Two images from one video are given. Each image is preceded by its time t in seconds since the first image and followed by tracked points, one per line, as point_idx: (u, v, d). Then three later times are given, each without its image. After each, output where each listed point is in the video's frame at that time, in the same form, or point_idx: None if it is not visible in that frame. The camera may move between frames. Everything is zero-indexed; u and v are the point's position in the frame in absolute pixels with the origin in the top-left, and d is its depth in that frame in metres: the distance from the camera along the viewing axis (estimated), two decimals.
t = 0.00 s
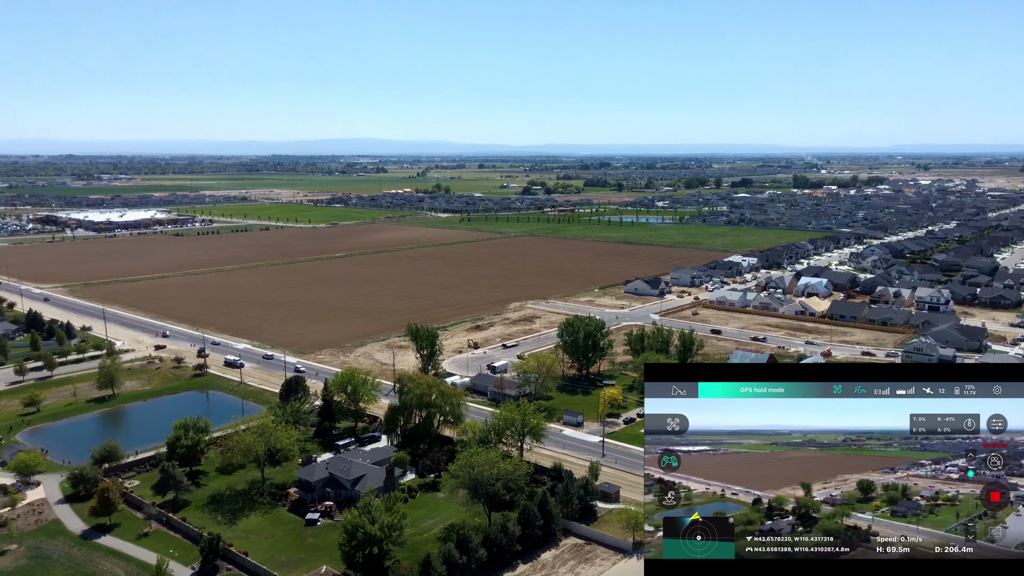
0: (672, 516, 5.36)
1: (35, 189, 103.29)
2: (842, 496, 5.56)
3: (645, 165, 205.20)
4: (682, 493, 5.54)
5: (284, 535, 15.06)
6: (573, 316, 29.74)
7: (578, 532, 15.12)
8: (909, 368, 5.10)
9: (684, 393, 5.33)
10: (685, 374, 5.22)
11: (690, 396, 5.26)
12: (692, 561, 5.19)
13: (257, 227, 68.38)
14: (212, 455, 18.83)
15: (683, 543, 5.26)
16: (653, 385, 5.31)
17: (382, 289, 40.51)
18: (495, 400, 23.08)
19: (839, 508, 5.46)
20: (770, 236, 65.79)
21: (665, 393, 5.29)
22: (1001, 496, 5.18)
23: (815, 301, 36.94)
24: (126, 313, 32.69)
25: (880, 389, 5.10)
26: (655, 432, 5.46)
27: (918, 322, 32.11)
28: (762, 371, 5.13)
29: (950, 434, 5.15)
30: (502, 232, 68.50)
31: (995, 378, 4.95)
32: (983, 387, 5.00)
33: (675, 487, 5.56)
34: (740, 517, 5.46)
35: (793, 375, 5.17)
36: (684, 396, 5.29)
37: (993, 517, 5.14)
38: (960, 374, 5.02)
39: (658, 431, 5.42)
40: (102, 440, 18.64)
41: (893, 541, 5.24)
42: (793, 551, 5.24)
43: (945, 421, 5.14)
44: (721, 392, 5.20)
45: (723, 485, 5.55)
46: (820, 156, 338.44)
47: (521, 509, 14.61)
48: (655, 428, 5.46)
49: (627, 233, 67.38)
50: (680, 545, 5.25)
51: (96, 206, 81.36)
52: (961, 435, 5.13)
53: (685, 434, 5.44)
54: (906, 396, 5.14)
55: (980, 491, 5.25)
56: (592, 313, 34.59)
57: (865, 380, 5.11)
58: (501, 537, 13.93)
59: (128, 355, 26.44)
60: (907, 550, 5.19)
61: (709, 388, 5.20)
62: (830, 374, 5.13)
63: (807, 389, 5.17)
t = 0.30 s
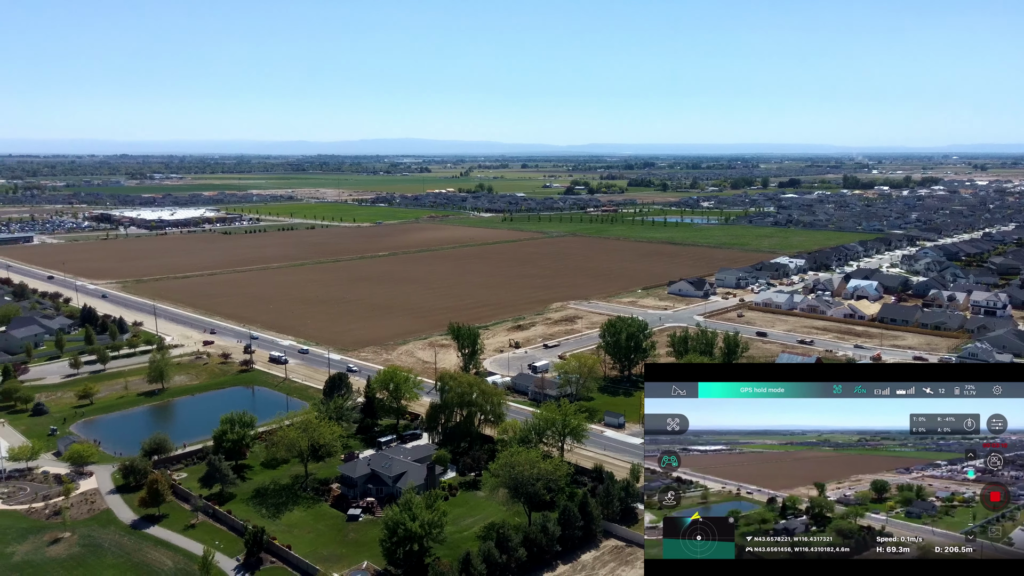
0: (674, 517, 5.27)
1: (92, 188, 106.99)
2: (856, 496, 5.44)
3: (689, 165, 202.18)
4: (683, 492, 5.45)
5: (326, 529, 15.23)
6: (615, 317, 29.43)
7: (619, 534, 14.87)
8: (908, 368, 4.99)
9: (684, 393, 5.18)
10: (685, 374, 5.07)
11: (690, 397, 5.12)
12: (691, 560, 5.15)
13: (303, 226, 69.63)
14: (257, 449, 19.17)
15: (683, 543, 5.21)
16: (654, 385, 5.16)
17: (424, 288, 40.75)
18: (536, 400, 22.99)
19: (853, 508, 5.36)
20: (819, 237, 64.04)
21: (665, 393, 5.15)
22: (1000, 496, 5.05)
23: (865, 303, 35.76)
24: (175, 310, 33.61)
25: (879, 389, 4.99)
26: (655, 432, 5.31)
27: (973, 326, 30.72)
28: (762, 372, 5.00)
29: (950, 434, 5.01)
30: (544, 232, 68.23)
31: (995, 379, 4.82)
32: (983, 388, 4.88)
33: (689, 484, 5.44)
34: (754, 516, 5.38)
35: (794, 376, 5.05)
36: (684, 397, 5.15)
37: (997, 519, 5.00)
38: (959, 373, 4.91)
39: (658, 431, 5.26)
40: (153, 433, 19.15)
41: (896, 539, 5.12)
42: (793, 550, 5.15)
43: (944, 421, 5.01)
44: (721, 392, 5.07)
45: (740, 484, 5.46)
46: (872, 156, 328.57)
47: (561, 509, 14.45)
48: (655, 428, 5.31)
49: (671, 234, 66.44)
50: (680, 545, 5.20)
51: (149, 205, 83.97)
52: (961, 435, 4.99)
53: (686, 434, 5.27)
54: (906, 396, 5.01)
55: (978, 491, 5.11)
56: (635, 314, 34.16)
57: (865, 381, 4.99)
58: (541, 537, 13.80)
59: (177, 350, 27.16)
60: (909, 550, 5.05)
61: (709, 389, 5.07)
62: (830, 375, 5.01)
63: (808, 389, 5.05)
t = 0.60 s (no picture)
0: (673, 519, 5.69)
1: (144, 187, 110.19)
2: (875, 496, 5.87)
3: (735, 165, 198.13)
4: (684, 489, 5.94)
5: (367, 525, 15.33)
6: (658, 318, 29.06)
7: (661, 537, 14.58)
8: (905, 369, 5.52)
9: (685, 393, 5.86)
10: (684, 375, 5.69)
11: (689, 395, 5.78)
12: (690, 560, 5.53)
13: (346, 225, 70.54)
14: (301, 444, 19.43)
15: (683, 544, 5.58)
16: (656, 386, 5.79)
17: (465, 287, 40.91)
18: (577, 400, 22.79)
19: (872, 509, 5.76)
20: (870, 238, 62.01)
21: (666, 393, 5.75)
22: (1001, 495, 5.46)
23: (918, 307, 34.50)
24: (223, 306, 34.46)
25: (878, 388, 5.59)
26: (655, 433, 5.79)
27: None
28: (761, 372, 5.62)
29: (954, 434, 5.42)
30: (586, 232, 67.72)
31: (996, 380, 5.33)
32: (984, 389, 5.40)
33: (708, 482, 5.93)
34: (774, 513, 5.92)
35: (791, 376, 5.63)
36: (685, 396, 5.77)
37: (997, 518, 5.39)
38: (959, 375, 5.46)
39: (657, 430, 5.71)
40: (200, 426, 19.59)
41: (899, 539, 5.50)
42: (800, 549, 5.58)
43: (947, 422, 5.43)
44: (721, 392, 5.67)
45: (760, 483, 6.01)
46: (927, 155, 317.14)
47: (602, 511, 14.24)
48: (656, 429, 5.80)
49: (716, 235, 65.18)
50: (680, 545, 5.58)
51: (198, 203, 86.11)
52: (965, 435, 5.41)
53: (686, 435, 5.77)
54: (906, 397, 5.51)
55: (982, 491, 5.50)
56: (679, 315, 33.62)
57: (863, 382, 5.45)
58: (581, 538, 13.63)
59: (224, 345, 27.80)
60: (907, 550, 5.45)
61: (708, 388, 5.64)
62: (830, 374, 5.60)
63: (806, 388, 5.64)
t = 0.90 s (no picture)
0: (673, 519, 5.45)
1: (196, 186, 113.38)
2: (891, 496, 5.56)
3: (782, 165, 193.97)
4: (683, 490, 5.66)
5: (408, 522, 15.39)
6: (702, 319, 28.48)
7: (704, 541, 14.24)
8: (907, 368, 5.24)
9: (687, 393, 5.54)
10: (684, 374, 5.38)
11: (690, 395, 5.47)
12: (691, 560, 5.34)
13: (389, 224, 71.31)
14: (343, 440, 19.64)
15: (684, 543, 5.37)
16: (656, 385, 5.50)
17: (507, 286, 40.90)
18: (619, 401, 22.51)
19: (888, 509, 5.46)
20: (924, 240, 59.88)
21: (665, 393, 5.48)
22: (1001, 496, 5.16)
23: (974, 311, 33.09)
24: (269, 303, 35.18)
25: (878, 388, 5.28)
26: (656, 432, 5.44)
27: None
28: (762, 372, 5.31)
29: (952, 434, 5.15)
30: (629, 232, 67.05)
31: (995, 378, 5.06)
32: (984, 389, 5.14)
33: (725, 481, 5.67)
34: (789, 513, 5.68)
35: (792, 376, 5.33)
36: (684, 396, 5.49)
37: (995, 521, 5.09)
38: (959, 374, 5.17)
39: (657, 430, 5.38)
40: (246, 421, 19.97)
41: (898, 540, 5.24)
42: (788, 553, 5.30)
43: (946, 423, 5.16)
44: (721, 392, 5.38)
45: (775, 481, 5.74)
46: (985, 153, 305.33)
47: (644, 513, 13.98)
48: (655, 429, 5.43)
49: (762, 235, 63.77)
50: (680, 545, 5.37)
51: (246, 202, 88.23)
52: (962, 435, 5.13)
53: (687, 434, 5.43)
54: (906, 396, 5.26)
55: (980, 492, 5.22)
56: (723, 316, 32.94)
57: (865, 380, 5.18)
58: (622, 540, 13.37)
59: (270, 342, 28.33)
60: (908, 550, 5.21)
61: (708, 388, 5.36)
62: (829, 375, 5.29)
63: (807, 388, 5.34)
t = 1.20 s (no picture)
0: (671, 519, 5.65)
1: (243, 185, 115.91)
2: (907, 498, 5.67)
3: (832, 165, 188.62)
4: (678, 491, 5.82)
5: (448, 520, 15.40)
6: (746, 321, 27.87)
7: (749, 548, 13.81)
8: (901, 372, 5.35)
9: (686, 394, 5.56)
10: (685, 374, 5.43)
11: (690, 396, 5.49)
12: (690, 560, 5.47)
13: (431, 224, 71.80)
14: (385, 438, 19.80)
15: (683, 544, 5.52)
16: (655, 384, 5.48)
17: (549, 286, 40.75)
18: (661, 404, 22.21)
19: (904, 510, 5.60)
20: (982, 243, 57.51)
21: (665, 393, 5.47)
22: (1000, 497, 5.33)
23: None
24: (313, 301, 35.79)
25: (878, 388, 5.40)
26: (653, 432, 5.63)
27: None
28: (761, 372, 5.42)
29: (951, 434, 5.30)
30: (672, 233, 66.05)
31: (995, 379, 5.18)
32: (985, 389, 5.26)
33: (743, 480, 5.87)
34: (804, 512, 5.79)
35: (789, 377, 5.42)
36: (684, 395, 5.52)
37: (1001, 522, 5.23)
38: (959, 375, 5.30)
39: (656, 430, 5.56)
40: (290, 416, 20.32)
41: (897, 538, 5.36)
42: (794, 553, 5.48)
43: (945, 422, 5.30)
44: (721, 392, 5.44)
45: (793, 482, 5.89)
46: None
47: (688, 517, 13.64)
48: (656, 427, 5.56)
49: (810, 237, 62.12)
50: (680, 545, 5.53)
51: (292, 201, 89.83)
52: (963, 434, 5.30)
53: (685, 433, 5.61)
54: (904, 397, 5.31)
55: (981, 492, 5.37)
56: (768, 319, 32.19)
57: (863, 381, 5.27)
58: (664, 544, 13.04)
59: (314, 339, 28.77)
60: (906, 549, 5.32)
61: (708, 389, 5.42)
62: (830, 375, 5.41)
63: (806, 388, 5.45)
